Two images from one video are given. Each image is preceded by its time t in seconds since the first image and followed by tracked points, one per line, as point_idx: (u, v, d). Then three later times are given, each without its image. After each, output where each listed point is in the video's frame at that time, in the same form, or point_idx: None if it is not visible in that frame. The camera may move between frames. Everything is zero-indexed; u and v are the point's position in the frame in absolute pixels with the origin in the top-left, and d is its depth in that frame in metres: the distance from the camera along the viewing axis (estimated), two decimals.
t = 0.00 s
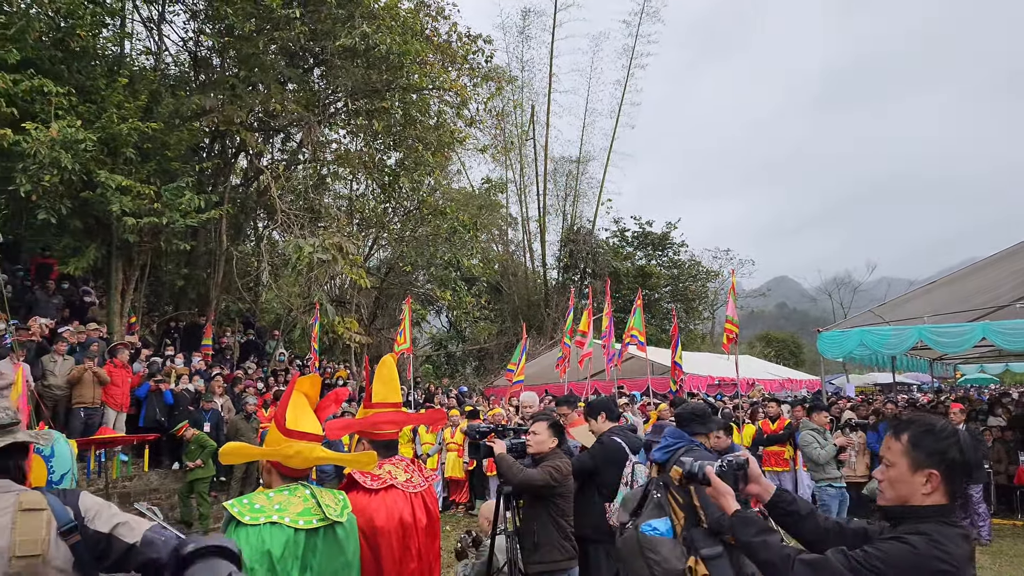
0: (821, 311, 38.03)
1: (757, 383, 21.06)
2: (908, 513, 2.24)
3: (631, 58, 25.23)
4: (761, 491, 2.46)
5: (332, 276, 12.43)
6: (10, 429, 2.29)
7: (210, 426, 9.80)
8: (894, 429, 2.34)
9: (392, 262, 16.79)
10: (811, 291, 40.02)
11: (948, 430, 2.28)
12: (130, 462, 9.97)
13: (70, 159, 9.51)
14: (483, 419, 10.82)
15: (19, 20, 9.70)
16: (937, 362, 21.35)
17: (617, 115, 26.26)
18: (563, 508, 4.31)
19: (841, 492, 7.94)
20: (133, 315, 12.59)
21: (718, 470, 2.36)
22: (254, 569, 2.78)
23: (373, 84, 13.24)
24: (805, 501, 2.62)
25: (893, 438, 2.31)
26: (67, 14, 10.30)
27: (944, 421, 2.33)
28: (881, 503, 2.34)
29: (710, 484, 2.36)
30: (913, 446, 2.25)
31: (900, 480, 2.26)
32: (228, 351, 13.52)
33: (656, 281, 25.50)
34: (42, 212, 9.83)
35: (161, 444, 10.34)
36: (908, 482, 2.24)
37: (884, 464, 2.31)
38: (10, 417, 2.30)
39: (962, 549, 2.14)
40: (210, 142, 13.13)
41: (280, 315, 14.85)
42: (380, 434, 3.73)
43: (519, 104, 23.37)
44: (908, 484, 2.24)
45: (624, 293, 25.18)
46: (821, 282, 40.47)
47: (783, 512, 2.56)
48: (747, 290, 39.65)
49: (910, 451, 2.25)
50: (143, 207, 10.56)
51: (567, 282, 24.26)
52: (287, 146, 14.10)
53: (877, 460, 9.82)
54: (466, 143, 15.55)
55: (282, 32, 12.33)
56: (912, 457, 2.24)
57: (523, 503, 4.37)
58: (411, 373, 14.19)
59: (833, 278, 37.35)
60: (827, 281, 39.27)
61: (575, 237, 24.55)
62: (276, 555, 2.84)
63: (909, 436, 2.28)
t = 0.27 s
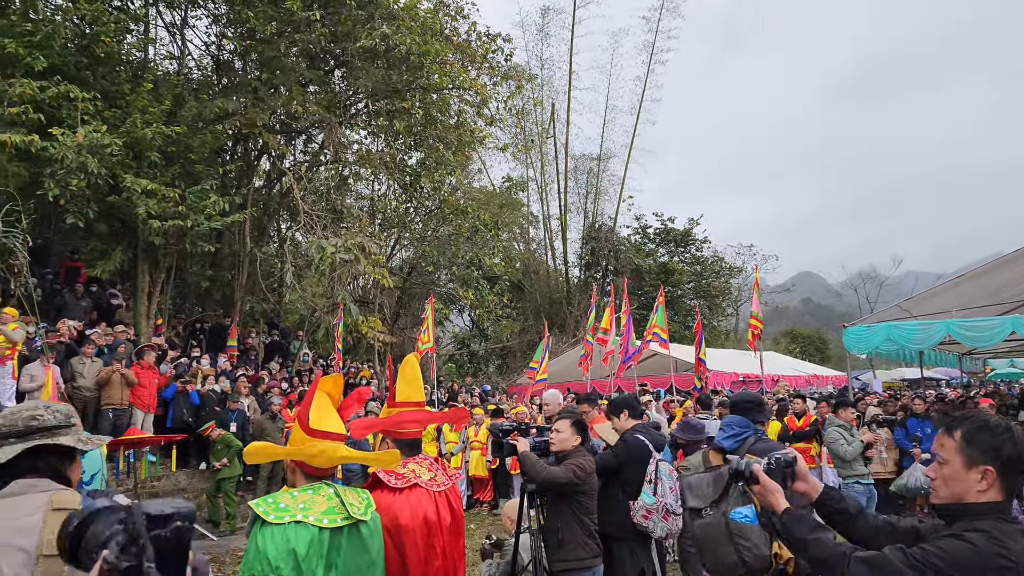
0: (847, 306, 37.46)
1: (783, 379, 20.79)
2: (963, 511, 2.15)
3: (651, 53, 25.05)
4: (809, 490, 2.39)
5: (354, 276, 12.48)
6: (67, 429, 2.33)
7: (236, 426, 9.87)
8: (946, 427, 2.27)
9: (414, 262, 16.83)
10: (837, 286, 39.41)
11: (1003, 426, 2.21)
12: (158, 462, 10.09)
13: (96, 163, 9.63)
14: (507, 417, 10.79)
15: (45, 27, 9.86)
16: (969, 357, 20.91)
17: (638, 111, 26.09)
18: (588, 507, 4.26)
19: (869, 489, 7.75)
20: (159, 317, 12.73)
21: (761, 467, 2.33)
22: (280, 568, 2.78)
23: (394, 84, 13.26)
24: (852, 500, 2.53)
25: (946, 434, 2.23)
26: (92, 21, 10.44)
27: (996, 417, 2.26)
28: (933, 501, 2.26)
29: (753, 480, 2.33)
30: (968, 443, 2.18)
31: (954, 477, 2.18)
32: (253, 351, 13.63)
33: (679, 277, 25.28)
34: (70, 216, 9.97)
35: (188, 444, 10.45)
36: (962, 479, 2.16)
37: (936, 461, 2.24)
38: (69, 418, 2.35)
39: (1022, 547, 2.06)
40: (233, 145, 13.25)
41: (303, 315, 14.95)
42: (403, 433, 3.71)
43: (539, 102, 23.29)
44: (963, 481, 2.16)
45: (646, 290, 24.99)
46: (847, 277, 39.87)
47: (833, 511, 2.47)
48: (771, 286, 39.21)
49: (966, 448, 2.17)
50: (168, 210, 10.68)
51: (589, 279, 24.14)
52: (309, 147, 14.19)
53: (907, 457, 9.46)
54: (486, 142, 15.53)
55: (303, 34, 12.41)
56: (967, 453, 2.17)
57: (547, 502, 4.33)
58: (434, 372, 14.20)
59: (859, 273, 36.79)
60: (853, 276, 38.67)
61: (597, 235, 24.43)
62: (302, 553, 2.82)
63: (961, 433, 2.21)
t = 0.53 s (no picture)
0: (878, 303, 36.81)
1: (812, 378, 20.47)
2: (1016, 507, 2.08)
3: (675, 51, 24.86)
4: (856, 486, 2.54)
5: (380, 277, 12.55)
6: (134, 430, 2.32)
7: (265, 427, 9.97)
8: (995, 422, 2.20)
9: (438, 264, 16.89)
10: (867, 284, 38.74)
11: None
12: (189, 463, 10.22)
13: (126, 170, 9.78)
14: (533, 418, 10.76)
15: (75, 36, 10.05)
16: (1005, 355, 20.44)
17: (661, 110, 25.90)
18: (616, 508, 4.20)
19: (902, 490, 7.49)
20: (188, 320, 12.90)
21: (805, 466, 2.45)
22: (309, 568, 2.77)
23: (418, 87, 13.32)
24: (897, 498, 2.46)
25: (998, 430, 2.16)
26: (121, 30, 10.61)
27: None
28: (983, 498, 2.19)
29: (799, 476, 2.46)
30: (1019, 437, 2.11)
31: (1006, 473, 2.11)
32: (281, 354, 13.75)
33: (705, 276, 25.02)
34: (100, 222, 10.14)
35: (218, 446, 10.57)
36: (1014, 475, 2.09)
37: (987, 457, 2.17)
38: (139, 420, 2.34)
39: None
40: (259, 149, 13.39)
41: (330, 317, 15.07)
42: (429, 434, 3.69)
43: (562, 102, 23.22)
44: (1016, 476, 2.09)
45: (672, 290, 24.78)
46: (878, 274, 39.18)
47: (878, 508, 2.55)
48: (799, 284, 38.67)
49: (1017, 442, 2.11)
50: (196, 215, 10.82)
51: (613, 279, 24.00)
52: (334, 151, 14.30)
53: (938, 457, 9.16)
54: (509, 143, 15.52)
55: (328, 38, 12.51)
56: (1018, 449, 2.10)
57: (574, 502, 4.28)
58: (459, 373, 14.21)
59: (890, 270, 36.14)
60: (883, 273, 37.99)
61: (622, 234, 24.29)
62: (330, 553, 2.82)
63: (1010, 429, 2.14)
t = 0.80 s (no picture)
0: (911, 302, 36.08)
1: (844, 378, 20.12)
2: None
3: (700, 49, 24.64)
4: (893, 483, 2.57)
5: (406, 279, 12.60)
6: (183, 430, 2.52)
7: (293, 429, 10.06)
8: None
9: (465, 265, 16.93)
10: (900, 282, 37.99)
11: None
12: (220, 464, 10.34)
13: (155, 176, 9.93)
14: (560, 419, 10.71)
15: (106, 45, 10.24)
16: None
17: (687, 108, 25.69)
18: (643, 509, 4.15)
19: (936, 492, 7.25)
20: (218, 323, 13.06)
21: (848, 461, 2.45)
22: (337, 568, 2.77)
23: (443, 89, 13.36)
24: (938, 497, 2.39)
25: None
26: (150, 38, 10.78)
27: None
28: None
29: (842, 473, 2.45)
30: None
31: None
32: (309, 356, 13.87)
33: (733, 275, 24.72)
34: (131, 227, 10.30)
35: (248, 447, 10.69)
36: None
37: None
38: (189, 420, 2.56)
39: None
40: (286, 153, 13.53)
41: (357, 319, 15.17)
42: (457, 435, 3.66)
43: (587, 102, 23.13)
44: None
45: (699, 289, 24.52)
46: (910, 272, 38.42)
47: (917, 503, 2.62)
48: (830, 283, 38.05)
49: None
50: (225, 219, 10.96)
51: (640, 279, 23.84)
52: (360, 154, 14.40)
53: (974, 457, 8.91)
54: (534, 144, 15.51)
55: (353, 42, 12.62)
56: None
57: (602, 503, 4.23)
58: (486, 374, 14.21)
59: (923, 268, 35.41)
60: (916, 271, 37.23)
61: (648, 234, 24.12)
62: (358, 554, 2.81)
63: None
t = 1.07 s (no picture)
0: (944, 300, 35.33)
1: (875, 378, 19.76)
2: None
3: (724, 47, 24.38)
4: (932, 480, 2.52)
5: (431, 280, 12.63)
6: (210, 433, 2.46)
7: (321, 430, 10.14)
8: None
9: (490, 266, 16.95)
10: (932, 280, 37.21)
11: None
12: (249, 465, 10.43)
13: (182, 181, 10.06)
14: (586, 419, 10.64)
15: (136, 52, 10.41)
16: None
17: (712, 106, 25.43)
18: (670, 509, 4.08)
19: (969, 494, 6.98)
20: (246, 325, 13.20)
21: (888, 458, 2.40)
22: (366, 568, 2.75)
23: (467, 91, 13.38)
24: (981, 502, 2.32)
25: None
26: (179, 43, 10.93)
27: None
28: None
29: (881, 471, 2.39)
30: None
31: None
32: (336, 357, 13.97)
33: (760, 274, 24.40)
34: (160, 230, 10.43)
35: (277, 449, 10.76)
36: None
37: None
38: (218, 424, 2.48)
39: None
40: (312, 156, 13.64)
41: (383, 320, 15.24)
42: (485, 436, 3.63)
43: (611, 102, 23.01)
44: None
45: (726, 289, 24.24)
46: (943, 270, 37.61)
47: (954, 500, 2.55)
48: (860, 282, 37.40)
49: None
50: (252, 222, 11.08)
51: (665, 279, 23.66)
52: (385, 156, 14.46)
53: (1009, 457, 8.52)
54: (559, 144, 15.46)
55: (377, 45, 12.69)
56: None
57: (629, 504, 4.17)
58: (512, 374, 14.19)
59: (957, 266, 34.65)
60: (949, 269, 36.44)
61: (673, 233, 23.91)
62: (385, 554, 2.79)
63: None
